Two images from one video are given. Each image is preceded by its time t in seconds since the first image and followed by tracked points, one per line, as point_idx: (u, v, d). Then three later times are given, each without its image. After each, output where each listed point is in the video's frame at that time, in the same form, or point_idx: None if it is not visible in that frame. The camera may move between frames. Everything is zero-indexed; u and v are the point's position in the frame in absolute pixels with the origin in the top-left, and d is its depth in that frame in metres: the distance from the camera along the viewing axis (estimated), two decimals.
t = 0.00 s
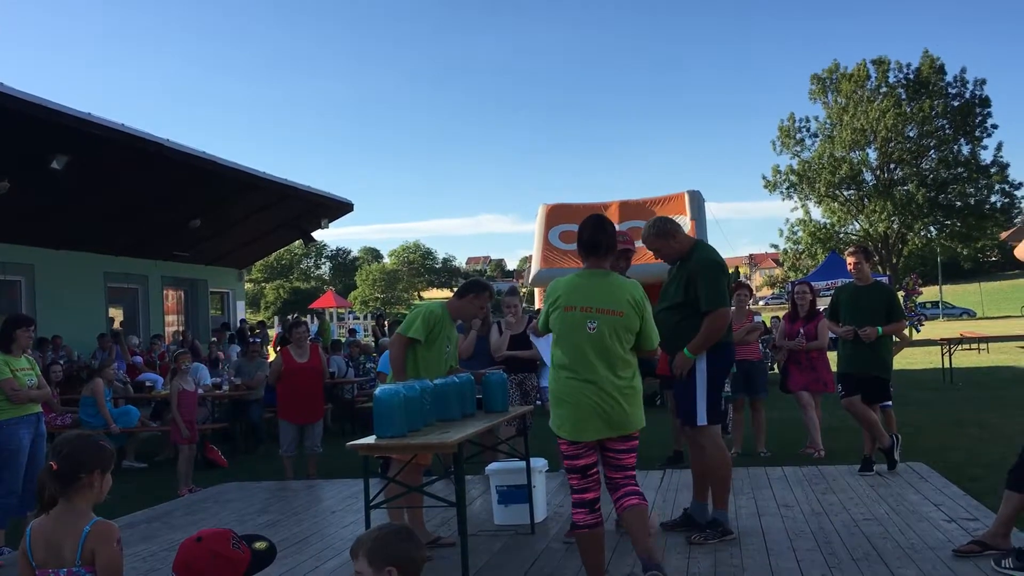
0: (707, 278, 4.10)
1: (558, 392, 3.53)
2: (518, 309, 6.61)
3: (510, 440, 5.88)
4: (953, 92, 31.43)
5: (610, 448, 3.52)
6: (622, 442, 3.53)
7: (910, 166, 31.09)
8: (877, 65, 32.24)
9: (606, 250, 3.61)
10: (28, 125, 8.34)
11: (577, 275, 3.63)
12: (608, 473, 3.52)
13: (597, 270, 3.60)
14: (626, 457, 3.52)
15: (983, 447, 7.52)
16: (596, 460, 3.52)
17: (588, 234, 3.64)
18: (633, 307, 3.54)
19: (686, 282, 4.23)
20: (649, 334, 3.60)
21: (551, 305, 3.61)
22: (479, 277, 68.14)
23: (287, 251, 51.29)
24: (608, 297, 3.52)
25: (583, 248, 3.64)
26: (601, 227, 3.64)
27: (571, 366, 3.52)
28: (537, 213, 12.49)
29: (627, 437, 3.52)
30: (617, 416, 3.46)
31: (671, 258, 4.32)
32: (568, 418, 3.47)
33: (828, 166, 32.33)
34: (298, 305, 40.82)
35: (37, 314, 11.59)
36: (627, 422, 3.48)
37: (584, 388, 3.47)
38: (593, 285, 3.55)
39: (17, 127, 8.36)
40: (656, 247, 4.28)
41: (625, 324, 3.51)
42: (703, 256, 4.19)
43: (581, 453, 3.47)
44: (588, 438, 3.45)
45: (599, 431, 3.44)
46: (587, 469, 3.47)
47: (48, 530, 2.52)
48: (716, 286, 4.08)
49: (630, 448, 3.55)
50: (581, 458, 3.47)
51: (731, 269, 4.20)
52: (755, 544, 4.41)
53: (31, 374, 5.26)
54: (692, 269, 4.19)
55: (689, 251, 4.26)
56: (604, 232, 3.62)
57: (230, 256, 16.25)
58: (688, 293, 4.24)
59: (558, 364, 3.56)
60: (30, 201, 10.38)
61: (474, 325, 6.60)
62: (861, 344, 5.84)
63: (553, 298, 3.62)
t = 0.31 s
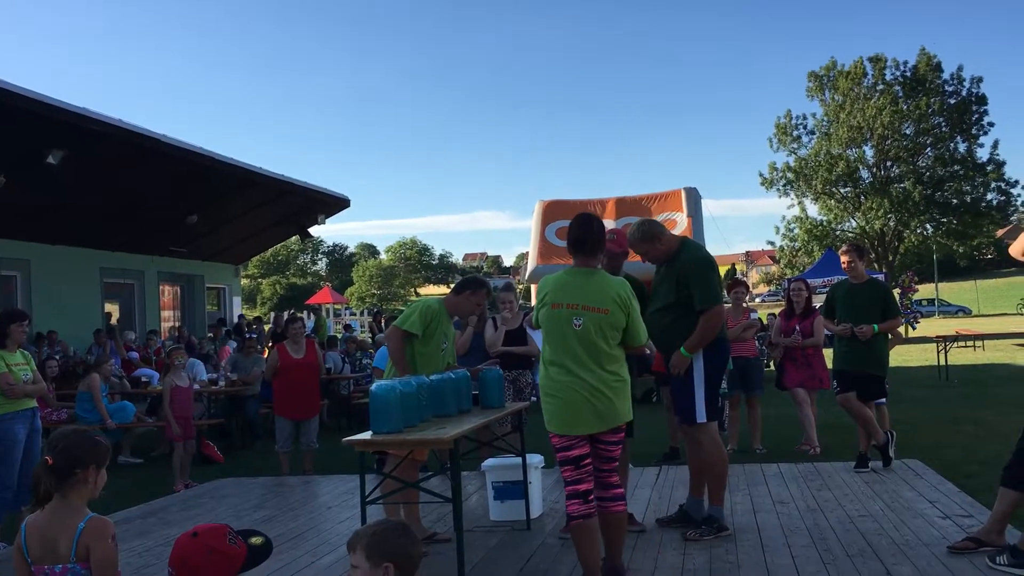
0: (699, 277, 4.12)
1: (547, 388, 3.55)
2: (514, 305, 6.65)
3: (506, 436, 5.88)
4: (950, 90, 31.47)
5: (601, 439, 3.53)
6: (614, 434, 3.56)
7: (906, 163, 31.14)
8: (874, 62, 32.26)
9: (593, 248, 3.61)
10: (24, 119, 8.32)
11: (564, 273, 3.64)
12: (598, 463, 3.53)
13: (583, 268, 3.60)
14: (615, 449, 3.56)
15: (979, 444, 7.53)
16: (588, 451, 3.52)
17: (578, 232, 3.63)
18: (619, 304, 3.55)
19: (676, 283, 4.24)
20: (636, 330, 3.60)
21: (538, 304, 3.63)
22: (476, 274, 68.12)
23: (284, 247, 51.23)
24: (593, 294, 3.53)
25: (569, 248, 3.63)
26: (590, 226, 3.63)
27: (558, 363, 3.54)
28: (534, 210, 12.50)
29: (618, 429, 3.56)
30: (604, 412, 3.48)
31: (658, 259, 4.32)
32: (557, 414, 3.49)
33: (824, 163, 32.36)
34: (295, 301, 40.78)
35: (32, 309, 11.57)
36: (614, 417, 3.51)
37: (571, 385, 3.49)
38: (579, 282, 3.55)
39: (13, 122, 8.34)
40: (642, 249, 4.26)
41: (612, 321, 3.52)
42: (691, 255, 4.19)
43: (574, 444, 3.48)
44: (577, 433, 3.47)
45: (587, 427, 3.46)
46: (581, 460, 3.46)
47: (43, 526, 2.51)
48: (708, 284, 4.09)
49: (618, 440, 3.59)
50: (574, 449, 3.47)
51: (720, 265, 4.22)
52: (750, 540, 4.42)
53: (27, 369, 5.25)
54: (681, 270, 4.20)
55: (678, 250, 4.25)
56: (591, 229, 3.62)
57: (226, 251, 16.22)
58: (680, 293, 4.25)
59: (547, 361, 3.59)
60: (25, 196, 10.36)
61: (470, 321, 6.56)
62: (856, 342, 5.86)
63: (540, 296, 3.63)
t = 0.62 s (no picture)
0: (689, 274, 4.10)
1: (547, 383, 3.55)
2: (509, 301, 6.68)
3: (503, 433, 5.88)
4: (948, 88, 31.45)
5: (600, 430, 3.54)
6: (614, 425, 3.57)
7: (904, 161, 31.14)
8: (872, 60, 32.24)
9: (594, 248, 3.60)
10: (19, 115, 8.30)
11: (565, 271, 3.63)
12: (597, 455, 3.54)
13: (584, 266, 3.59)
14: (613, 441, 3.57)
15: (976, 442, 7.53)
16: (587, 443, 3.52)
17: (579, 232, 3.62)
18: (620, 303, 3.55)
19: (669, 279, 4.23)
20: (635, 328, 3.61)
21: (540, 301, 3.61)
22: (474, 271, 68.15)
23: (281, 243, 51.21)
24: (595, 292, 3.52)
25: (572, 247, 3.63)
26: (593, 225, 3.62)
27: (559, 360, 3.54)
28: (532, 207, 12.50)
29: (616, 422, 3.57)
30: (604, 407, 3.50)
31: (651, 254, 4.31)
32: (556, 409, 3.50)
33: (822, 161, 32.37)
34: (292, 297, 40.76)
35: (28, 305, 11.56)
36: (613, 413, 3.52)
37: (571, 380, 3.49)
38: (581, 280, 3.55)
39: (9, 117, 8.32)
40: (634, 245, 4.25)
41: (612, 319, 3.52)
42: (684, 252, 4.17)
43: (575, 436, 3.48)
44: (575, 428, 3.48)
45: (586, 422, 3.48)
46: (581, 452, 3.46)
47: (38, 522, 2.51)
48: (699, 280, 4.08)
49: (618, 432, 3.61)
50: (575, 441, 3.47)
51: (713, 261, 4.19)
52: (746, 537, 4.43)
53: (22, 364, 5.25)
54: (674, 266, 4.18)
55: (669, 246, 4.23)
56: (594, 228, 3.62)
57: (223, 248, 16.20)
58: (673, 289, 4.24)
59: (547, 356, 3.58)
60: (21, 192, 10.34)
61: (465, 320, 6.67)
62: (852, 340, 5.87)
63: (541, 292, 3.62)
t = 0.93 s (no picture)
0: (681, 271, 4.11)
1: (550, 382, 3.55)
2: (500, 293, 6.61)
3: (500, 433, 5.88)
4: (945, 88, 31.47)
5: (601, 428, 3.55)
6: (615, 424, 3.58)
7: (901, 161, 31.18)
8: (870, 60, 32.26)
9: (595, 248, 3.61)
10: (16, 114, 8.29)
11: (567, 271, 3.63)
12: (597, 454, 3.54)
13: (586, 266, 3.59)
14: (614, 440, 3.56)
15: (973, 442, 7.54)
16: (588, 442, 3.52)
17: (580, 232, 3.62)
18: (622, 302, 3.56)
19: (662, 277, 4.24)
20: (636, 327, 3.61)
21: (542, 301, 3.60)
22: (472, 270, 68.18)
23: (279, 243, 51.20)
24: (598, 292, 3.53)
25: (574, 245, 3.63)
26: (594, 225, 3.63)
27: (561, 359, 3.54)
28: (530, 206, 12.50)
29: (618, 421, 3.58)
30: (606, 407, 3.50)
31: (647, 252, 4.33)
32: (560, 408, 3.50)
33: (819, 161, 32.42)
34: (289, 296, 40.75)
35: (26, 304, 11.54)
36: (615, 412, 3.53)
37: (574, 380, 3.49)
38: (583, 280, 3.54)
39: (4, 116, 8.30)
40: (631, 241, 4.30)
41: (615, 319, 3.53)
42: (677, 251, 4.17)
43: (577, 435, 3.48)
44: (579, 427, 3.48)
45: (589, 421, 3.48)
46: (582, 452, 3.47)
47: (34, 522, 2.51)
48: (692, 278, 4.08)
49: (619, 430, 3.61)
50: (577, 441, 3.48)
51: (707, 262, 4.19)
52: (744, 537, 4.43)
53: (19, 364, 5.24)
54: (666, 264, 4.19)
55: (664, 245, 4.25)
56: (596, 228, 3.63)
57: (221, 247, 16.18)
58: (665, 288, 4.25)
59: (550, 356, 3.58)
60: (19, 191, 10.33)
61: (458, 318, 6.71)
62: (848, 340, 5.87)
63: (544, 291, 3.61)
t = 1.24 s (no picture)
0: (677, 273, 4.11)
1: (549, 382, 3.53)
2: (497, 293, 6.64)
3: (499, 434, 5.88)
4: (943, 88, 31.49)
5: (599, 430, 3.55)
6: (612, 426, 3.58)
7: (899, 162, 31.20)
8: (867, 61, 32.27)
9: (596, 248, 3.61)
10: (13, 115, 8.27)
11: (565, 271, 3.62)
12: (595, 456, 3.54)
13: (585, 266, 3.59)
14: (611, 441, 3.58)
15: (971, 442, 7.54)
16: (586, 444, 3.52)
17: (579, 232, 3.62)
18: (621, 303, 3.57)
19: (659, 279, 4.24)
20: (635, 328, 3.62)
21: (539, 301, 3.59)
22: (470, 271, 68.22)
23: (278, 244, 51.20)
24: (597, 292, 3.53)
25: (573, 247, 3.63)
26: (593, 226, 3.63)
27: (561, 359, 3.53)
28: (528, 207, 12.50)
29: (616, 422, 3.59)
30: (605, 408, 3.50)
31: (644, 253, 4.34)
32: (560, 409, 3.48)
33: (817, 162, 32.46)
34: (287, 297, 40.73)
35: (24, 305, 11.54)
36: (615, 412, 3.54)
37: (573, 380, 3.49)
38: (582, 281, 3.54)
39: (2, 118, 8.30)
40: (628, 242, 4.31)
41: (614, 319, 3.54)
42: (674, 252, 4.18)
43: (575, 437, 3.48)
44: (579, 428, 3.48)
45: (588, 422, 3.48)
46: (580, 453, 3.46)
47: (33, 523, 2.50)
48: (689, 279, 4.08)
49: (616, 431, 3.62)
50: (575, 442, 3.47)
51: (705, 262, 4.20)
52: (742, 537, 4.44)
53: (16, 365, 5.23)
54: (663, 266, 4.19)
55: (661, 246, 4.26)
56: (595, 229, 3.63)
57: (219, 248, 16.18)
58: (662, 290, 4.25)
59: (549, 357, 3.56)
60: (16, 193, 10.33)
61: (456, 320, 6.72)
62: (846, 340, 5.86)
63: (542, 291, 3.59)
